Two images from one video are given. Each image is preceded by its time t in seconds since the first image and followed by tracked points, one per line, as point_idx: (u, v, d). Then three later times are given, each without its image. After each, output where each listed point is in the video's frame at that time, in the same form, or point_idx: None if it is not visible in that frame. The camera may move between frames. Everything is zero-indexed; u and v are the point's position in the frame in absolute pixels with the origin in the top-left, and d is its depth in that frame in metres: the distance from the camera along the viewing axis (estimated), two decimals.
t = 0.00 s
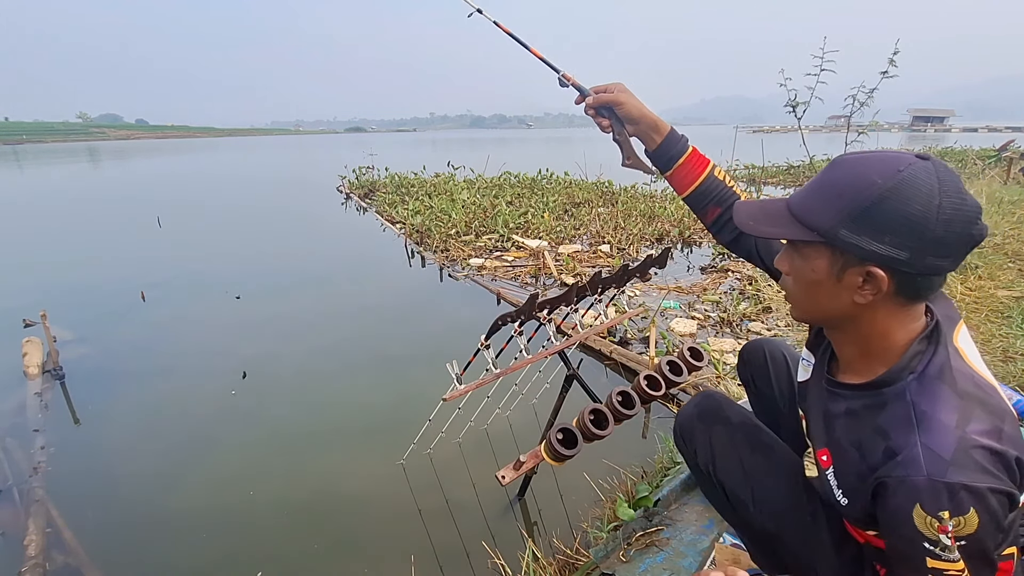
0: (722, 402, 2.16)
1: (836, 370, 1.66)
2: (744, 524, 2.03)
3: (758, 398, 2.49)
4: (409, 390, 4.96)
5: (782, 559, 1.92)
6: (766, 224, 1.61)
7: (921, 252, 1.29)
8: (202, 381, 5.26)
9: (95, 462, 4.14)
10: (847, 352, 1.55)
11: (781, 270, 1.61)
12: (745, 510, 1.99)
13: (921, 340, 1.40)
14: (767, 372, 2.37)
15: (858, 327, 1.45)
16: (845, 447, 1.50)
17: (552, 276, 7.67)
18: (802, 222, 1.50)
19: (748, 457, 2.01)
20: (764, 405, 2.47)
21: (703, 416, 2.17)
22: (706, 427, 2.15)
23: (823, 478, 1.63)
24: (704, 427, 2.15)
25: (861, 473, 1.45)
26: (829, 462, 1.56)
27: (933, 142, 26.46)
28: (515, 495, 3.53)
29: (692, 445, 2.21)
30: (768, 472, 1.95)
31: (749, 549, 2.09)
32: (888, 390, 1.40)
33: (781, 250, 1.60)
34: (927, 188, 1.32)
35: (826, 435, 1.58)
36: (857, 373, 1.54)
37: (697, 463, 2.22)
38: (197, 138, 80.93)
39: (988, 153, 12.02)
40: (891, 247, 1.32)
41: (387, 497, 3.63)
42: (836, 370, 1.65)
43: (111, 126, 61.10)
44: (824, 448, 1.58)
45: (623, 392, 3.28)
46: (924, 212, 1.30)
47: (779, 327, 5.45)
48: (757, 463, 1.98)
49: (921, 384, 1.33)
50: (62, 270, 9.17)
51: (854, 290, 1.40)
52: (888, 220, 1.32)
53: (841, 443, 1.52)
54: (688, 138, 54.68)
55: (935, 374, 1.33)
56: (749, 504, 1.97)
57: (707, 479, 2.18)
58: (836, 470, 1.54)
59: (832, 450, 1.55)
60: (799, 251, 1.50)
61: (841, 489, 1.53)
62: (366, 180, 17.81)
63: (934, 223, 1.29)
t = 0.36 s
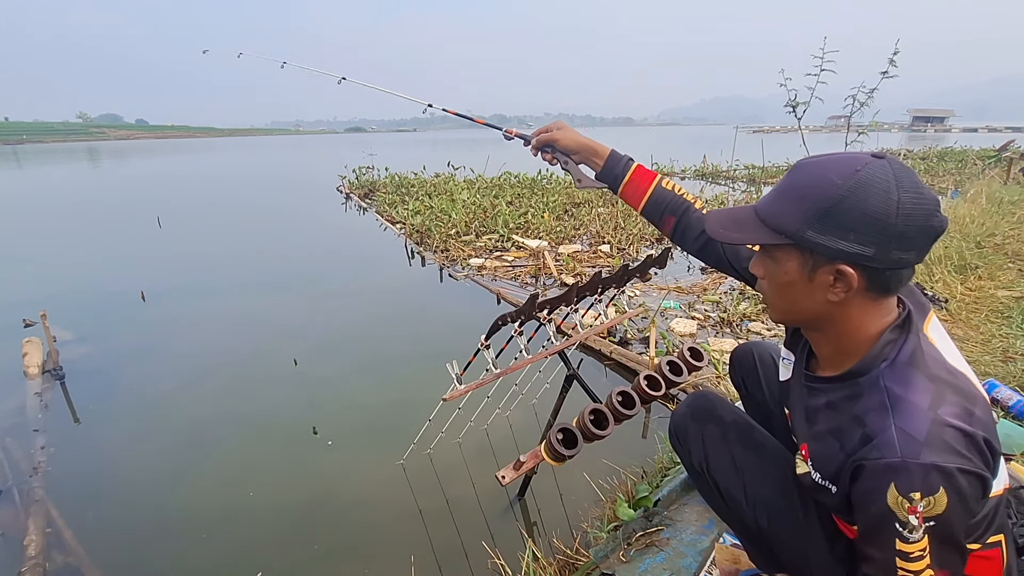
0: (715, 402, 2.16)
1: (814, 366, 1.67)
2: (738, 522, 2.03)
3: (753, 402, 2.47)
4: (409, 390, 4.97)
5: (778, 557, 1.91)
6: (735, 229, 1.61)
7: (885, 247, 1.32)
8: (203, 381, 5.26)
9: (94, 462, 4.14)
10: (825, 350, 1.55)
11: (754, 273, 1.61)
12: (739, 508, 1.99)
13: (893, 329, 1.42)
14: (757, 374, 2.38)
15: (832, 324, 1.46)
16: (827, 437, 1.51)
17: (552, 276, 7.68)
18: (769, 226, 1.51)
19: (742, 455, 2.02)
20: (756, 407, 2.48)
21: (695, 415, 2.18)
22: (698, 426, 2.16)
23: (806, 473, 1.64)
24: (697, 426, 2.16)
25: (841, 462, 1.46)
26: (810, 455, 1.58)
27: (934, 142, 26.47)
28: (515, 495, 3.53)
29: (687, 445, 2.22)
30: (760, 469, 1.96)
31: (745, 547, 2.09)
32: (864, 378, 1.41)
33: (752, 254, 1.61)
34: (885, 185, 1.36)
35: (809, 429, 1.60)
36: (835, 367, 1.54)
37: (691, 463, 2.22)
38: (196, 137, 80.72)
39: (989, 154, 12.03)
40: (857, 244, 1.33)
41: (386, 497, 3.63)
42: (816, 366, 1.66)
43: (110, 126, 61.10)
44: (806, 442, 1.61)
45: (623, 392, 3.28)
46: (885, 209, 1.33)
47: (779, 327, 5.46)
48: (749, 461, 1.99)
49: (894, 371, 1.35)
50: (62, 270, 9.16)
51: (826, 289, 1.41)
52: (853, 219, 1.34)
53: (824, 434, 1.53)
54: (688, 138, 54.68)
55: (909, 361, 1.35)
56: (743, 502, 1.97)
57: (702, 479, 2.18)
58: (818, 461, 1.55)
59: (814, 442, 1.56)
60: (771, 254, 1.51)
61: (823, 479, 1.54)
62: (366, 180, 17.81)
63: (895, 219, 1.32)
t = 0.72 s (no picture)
0: (710, 400, 2.17)
1: (806, 365, 1.67)
2: (738, 521, 2.03)
3: (754, 402, 2.46)
4: (409, 389, 4.97)
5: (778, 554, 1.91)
6: (724, 231, 1.61)
7: (871, 246, 1.32)
8: (203, 381, 5.26)
9: (95, 462, 4.15)
10: (815, 349, 1.55)
11: (744, 273, 1.62)
12: (738, 507, 1.99)
13: (883, 326, 1.42)
14: (756, 371, 2.38)
15: (822, 323, 1.47)
16: (823, 436, 1.51)
17: (552, 276, 7.68)
18: (757, 226, 1.51)
19: (738, 452, 2.02)
20: (754, 404, 2.47)
21: (691, 414, 2.19)
22: (695, 425, 2.17)
23: (802, 473, 1.63)
24: (694, 425, 2.17)
25: (839, 460, 1.46)
26: (805, 456, 1.57)
27: (933, 142, 26.46)
28: (515, 496, 3.52)
29: (683, 445, 2.23)
30: (755, 466, 1.96)
31: (745, 546, 2.09)
32: (857, 376, 1.41)
33: (741, 254, 1.61)
34: (870, 184, 1.36)
35: (804, 429, 1.59)
36: (826, 366, 1.55)
37: (688, 463, 2.22)
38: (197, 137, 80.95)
39: (989, 154, 12.03)
40: (844, 244, 1.33)
41: (387, 496, 3.64)
42: (807, 365, 1.66)
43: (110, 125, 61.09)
44: (800, 442, 1.60)
45: (624, 392, 3.28)
46: (871, 208, 1.33)
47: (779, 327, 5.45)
48: (744, 458, 2.00)
49: (887, 367, 1.36)
50: (62, 270, 9.17)
51: (814, 288, 1.41)
52: (839, 218, 1.34)
53: (819, 433, 1.52)
54: (688, 138, 54.70)
55: (900, 357, 1.35)
56: (741, 501, 1.97)
57: (700, 479, 2.18)
58: (814, 460, 1.54)
59: (809, 442, 1.55)
60: (759, 255, 1.51)
61: (821, 479, 1.53)
62: (366, 180, 17.82)
63: (881, 218, 1.32)
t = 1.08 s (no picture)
0: (711, 401, 2.17)
1: (806, 366, 1.67)
2: (737, 520, 2.03)
3: (754, 403, 2.46)
4: (409, 389, 4.97)
5: (776, 554, 1.91)
6: (723, 230, 1.61)
7: (868, 248, 1.32)
8: (202, 381, 5.26)
9: (95, 462, 4.15)
10: (814, 349, 1.56)
11: (744, 273, 1.62)
12: (738, 506, 1.99)
13: (881, 328, 1.42)
14: (755, 373, 2.37)
15: (819, 323, 1.47)
16: (821, 436, 1.51)
17: (552, 276, 7.68)
18: (756, 226, 1.51)
19: (740, 452, 2.02)
20: (754, 407, 2.47)
21: (693, 412, 2.20)
22: (696, 424, 2.17)
23: (801, 473, 1.63)
24: (695, 424, 2.17)
25: (836, 460, 1.46)
26: (803, 456, 1.57)
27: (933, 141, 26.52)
28: (515, 496, 3.53)
29: (684, 444, 2.23)
30: (756, 466, 1.96)
31: (743, 546, 2.09)
32: (856, 377, 1.41)
33: (741, 253, 1.61)
34: (869, 186, 1.35)
35: (803, 429, 1.59)
36: (824, 367, 1.55)
37: (688, 461, 2.23)
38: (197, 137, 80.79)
39: (989, 154, 12.05)
40: (841, 245, 1.33)
41: (387, 496, 3.64)
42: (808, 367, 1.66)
43: (110, 125, 61.16)
44: (799, 442, 1.60)
45: (623, 392, 3.29)
46: (869, 210, 1.33)
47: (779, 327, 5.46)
48: (745, 458, 2.00)
49: (886, 368, 1.35)
50: (62, 270, 9.17)
51: (811, 288, 1.42)
52: (837, 219, 1.34)
53: (818, 432, 1.52)
54: (689, 139, 54.73)
55: (900, 359, 1.35)
56: (741, 500, 1.97)
57: (700, 477, 2.18)
58: (812, 460, 1.54)
59: (808, 441, 1.56)
60: (758, 254, 1.51)
61: (817, 478, 1.53)
62: (366, 180, 17.83)
63: (879, 221, 1.32)
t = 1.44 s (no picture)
0: (711, 401, 2.18)
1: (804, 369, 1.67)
2: (737, 522, 2.03)
3: (752, 404, 2.47)
4: (409, 389, 4.98)
5: (777, 556, 1.91)
6: (720, 231, 1.62)
7: (864, 250, 1.32)
8: (203, 381, 5.26)
9: (95, 462, 4.15)
10: (811, 351, 1.56)
11: (740, 274, 1.62)
12: (738, 508, 1.99)
13: (878, 330, 1.42)
14: (753, 375, 2.37)
15: (816, 325, 1.47)
16: (820, 439, 1.51)
17: (552, 276, 7.69)
18: (752, 227, 1.51)
19: (739, 453, 2.02)
20: (753, 408, 2.47)
21: (691, 414, 2.20)
22: (695, 425, 2.17)
23: (801, 476, 1.63)
24: (694, 425, 2.18)
25: (836, 463, 1.45)
26: (803, 459, 1.57)
27: (933, 141, 26.55)
28: (515, 496, 3.53)
29: (683, 446, 2.23)
30: (756, 468, 1.96)
31: (744, 548, 2.08)
32: (854, 380, 1.41)
33: (737, 254, 1.61)
34: (865, 189, 1.35)
35: (802, 433, 1.58)
36: (821, 369, 1.55)
37: (687, 463, 2.23)
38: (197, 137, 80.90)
39: (989, 154, 12.05)
40: (836, 248, 1.34)
41: (387, 496, 3.64)
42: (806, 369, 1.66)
43: (111, 126, 61.07)
44: (798, 445, 1.60)
45: (623, 392, 3.29)
46: (865, 212, 1.33)
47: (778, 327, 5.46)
48: (744, 459, 2.00)
49: (883, 371, 1.36)
50: (62, 270, 9.17)
51: (807, 290, 1.42)
52: (833, 222, 1.34)
53: (817, 436, 1.52)
54: (689, 139, 54.74)
55: (897, 361, 1.35)
56: (740, 502, 1.97)
57: (699, 479, 2.18)
58: (812, 464, 1.54)
59: (807, 445, 1.55)
60: (754, 255, 1.52)
61: (817, 481, 1.53)
62: (366, 180, 17.84)
63: (874, 223, 1.32)
